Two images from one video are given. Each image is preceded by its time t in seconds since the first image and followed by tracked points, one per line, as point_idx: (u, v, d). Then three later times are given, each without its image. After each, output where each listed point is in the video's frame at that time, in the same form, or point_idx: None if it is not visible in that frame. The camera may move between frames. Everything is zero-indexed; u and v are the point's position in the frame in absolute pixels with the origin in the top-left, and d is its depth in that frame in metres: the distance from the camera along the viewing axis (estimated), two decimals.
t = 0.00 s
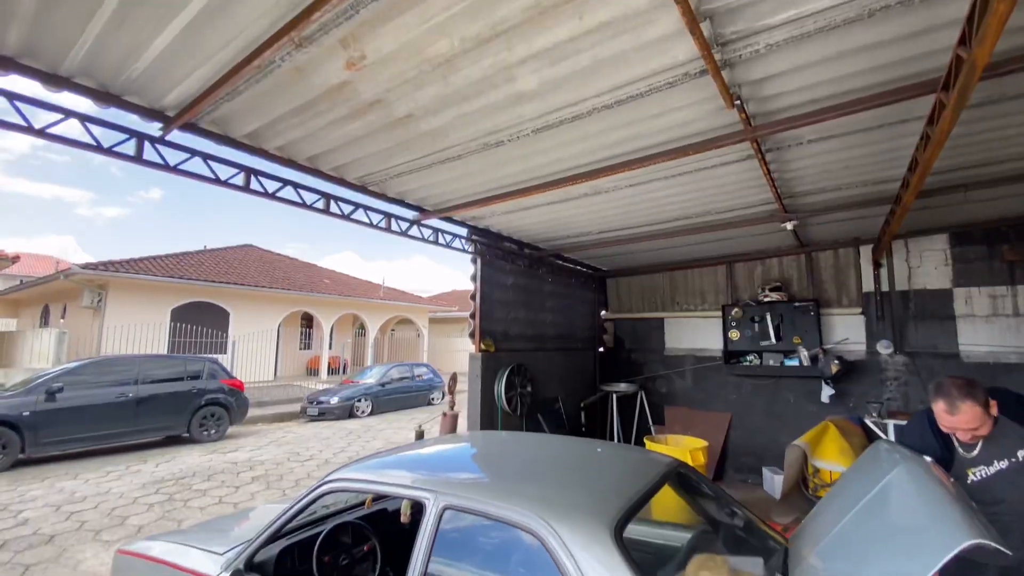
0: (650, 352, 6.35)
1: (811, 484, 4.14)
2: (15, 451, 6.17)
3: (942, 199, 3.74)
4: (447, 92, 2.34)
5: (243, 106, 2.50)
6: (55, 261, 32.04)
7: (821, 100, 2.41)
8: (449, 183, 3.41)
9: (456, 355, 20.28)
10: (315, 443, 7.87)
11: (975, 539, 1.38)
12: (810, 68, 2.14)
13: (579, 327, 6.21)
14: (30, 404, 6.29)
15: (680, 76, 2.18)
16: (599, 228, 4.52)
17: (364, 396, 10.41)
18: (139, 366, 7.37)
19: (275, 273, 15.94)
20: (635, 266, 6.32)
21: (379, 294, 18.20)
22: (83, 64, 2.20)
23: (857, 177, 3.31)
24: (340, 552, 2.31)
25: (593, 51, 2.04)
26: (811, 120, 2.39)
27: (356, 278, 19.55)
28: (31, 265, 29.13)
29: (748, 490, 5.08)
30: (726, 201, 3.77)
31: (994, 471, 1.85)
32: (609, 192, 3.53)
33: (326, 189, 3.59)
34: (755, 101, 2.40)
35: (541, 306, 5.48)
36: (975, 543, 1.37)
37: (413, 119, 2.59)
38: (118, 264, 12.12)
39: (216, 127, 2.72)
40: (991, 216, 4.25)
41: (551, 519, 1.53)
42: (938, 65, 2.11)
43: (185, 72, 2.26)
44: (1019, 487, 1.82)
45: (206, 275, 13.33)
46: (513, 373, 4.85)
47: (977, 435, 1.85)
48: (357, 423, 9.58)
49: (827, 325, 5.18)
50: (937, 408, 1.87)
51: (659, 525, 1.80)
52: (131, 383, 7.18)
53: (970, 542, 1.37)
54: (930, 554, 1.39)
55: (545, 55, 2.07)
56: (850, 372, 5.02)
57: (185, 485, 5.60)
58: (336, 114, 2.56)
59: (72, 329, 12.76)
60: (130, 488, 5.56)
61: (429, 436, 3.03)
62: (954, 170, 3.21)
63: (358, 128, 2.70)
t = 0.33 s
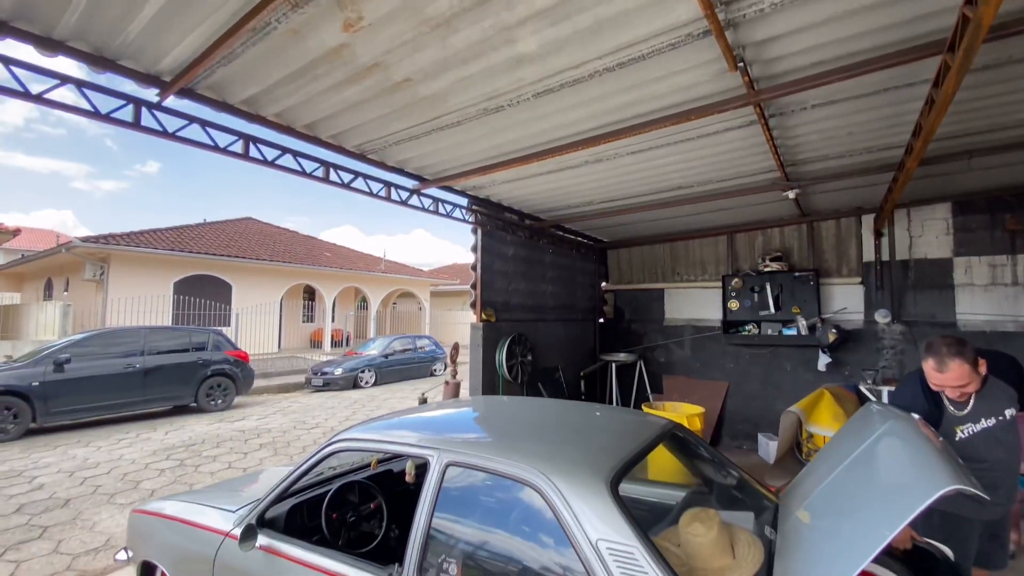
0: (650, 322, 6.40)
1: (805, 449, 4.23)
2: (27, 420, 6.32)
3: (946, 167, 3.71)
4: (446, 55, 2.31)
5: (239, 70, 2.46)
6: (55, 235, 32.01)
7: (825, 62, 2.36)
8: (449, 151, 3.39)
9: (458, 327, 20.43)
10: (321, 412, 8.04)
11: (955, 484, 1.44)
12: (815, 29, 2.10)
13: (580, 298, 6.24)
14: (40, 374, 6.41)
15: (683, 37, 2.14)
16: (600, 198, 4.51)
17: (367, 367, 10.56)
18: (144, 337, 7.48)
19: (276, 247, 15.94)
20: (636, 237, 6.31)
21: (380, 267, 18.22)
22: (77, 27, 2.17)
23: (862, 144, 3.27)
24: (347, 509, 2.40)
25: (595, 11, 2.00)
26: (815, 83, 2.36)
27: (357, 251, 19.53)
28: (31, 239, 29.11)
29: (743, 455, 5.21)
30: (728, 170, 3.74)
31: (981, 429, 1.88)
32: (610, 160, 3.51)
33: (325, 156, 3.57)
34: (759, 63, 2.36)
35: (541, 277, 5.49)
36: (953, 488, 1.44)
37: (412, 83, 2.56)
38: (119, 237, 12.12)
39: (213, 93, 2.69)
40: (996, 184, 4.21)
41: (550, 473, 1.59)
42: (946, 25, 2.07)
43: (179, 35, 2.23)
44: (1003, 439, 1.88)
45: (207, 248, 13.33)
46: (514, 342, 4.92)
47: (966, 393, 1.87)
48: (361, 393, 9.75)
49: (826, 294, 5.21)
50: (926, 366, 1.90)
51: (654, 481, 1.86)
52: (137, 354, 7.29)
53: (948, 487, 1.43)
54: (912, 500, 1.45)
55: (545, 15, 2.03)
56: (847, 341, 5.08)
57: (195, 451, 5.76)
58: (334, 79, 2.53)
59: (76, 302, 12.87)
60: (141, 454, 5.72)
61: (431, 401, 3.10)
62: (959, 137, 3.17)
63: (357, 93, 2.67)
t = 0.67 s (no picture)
0: (650, 295, 6.43)
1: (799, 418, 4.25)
2: (37, 391, 6.44)
3: (950, 135, 3.66)
4: (441, 17, 2.26)
5: (232, 35, 2.43)
6: (55, 210, 31.89)
7: (828, 24, 2.32)
8: (446, 119, 3.35)
9: (460, 302, 20.51)
10: (325, 383, 8.17)
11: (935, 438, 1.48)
12: None
13: (580, 270, 6.25)
14: (47, 346, 6.50)
15: None
16: (600, 168, 4.46)
17: (370, 340, 10.66)
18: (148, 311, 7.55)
19: (276, 221, 15.88)
20: (636, 209, 6.27)
21: (381, 242, 18.19)
22: None
23: (865, 110, 3.22)
24: (351, 471, 2.48)
25: None
26: (818, 46, 2.31)
27: (358, 225, 19.46)
28: (32, 215, 29.04)
29: (739, 424, 5.30)
30: (730, 138, 3.70)
31: (969, 389, 1.92)
32: (610, 128, 3.47)
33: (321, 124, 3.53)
34: (761, 25, 2.31)
35: (541, 249, 5.49)
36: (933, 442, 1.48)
37: (408, 47, 2.52)
38: (119, 212, 12.09)
39: (206, 59, 2.65)
40: (1001, 153, 4.16)
41: (544, 431, 1.64)
42: None
43: None
44: (988, 398, 1.92)
45: (207, 222, 13.30)
46: (514, 314, 4.96)
47: (956, 353, 1.89)
48: (363, 366, 9.88)
49: (826, 265, 5.22)
50: (919, 329, 1.93)
51: (648, 442, 1.92)
52: (142, 327, 7.36)
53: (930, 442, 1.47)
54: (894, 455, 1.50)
55: None
56: (845, 312, 5.10)
57: (202, 421, 5.89)
58: (328, 43, 2.49)
59: (79, 277, 12.93)
60: (150, 423, 5.86)
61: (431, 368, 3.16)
62: (965, 103, 3.12)
63: (352, 59, 2.63)
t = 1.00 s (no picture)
0: (649, 268, 6.43)
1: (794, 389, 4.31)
2: (44, 364, 6.54)
3: (956, 104, 3.59)
4: None
5: None
6: (55, 187, 31.79)
7: None
8: (443, 87, 3.31)
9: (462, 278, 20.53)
10: (327, 358, 8.26)
11: (912, 393, 1.50)
12: None
13: (580, 244, 6.24)
14: (52, 321, 6.58)
15: None
16: (599, 139, 4.41)
17: (372, 315, 10.72)
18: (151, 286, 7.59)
19: (276, 197, 15.80)
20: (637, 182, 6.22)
21: (382, 218, 18.12)
22: None
23: (868, 78, 3.16)
24: (352, 437, 2.55)
25: None
26: (819, 8, 2.26)
27: (358, 201, 19.36)
28: (32, 192, 28.95)
29: (735, 396, 5.37)
30: (731, 106, 3.64)
31: (956, 351, 1.94)
32: (608, 97, 3.42)
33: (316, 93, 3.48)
34: None
35: (540, 223, 5.47)
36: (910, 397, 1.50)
37: (400, 12, 2.47)
38: (118, 188, 12.05)
39: (197, 25, 2.61)
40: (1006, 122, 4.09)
41: (536, 393, 1.68)
42: None
43: None
44: (974, 361, 1.94)
45: (207, 198, 13.24)
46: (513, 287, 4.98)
47: (947, 315, 1.90)
48: (365, 341, 9.98)
49: (827, 238, 5.20)
50: (911, 290, 1.93)
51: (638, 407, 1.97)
52: (146, 302, 7.42)
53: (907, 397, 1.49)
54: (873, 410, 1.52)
55: None
56: (844, 285, 5.11)
57: (207, 393, 6.00)
58: (320, 8, 2.45)
59: (81, 253, 12.97)
60: (156, 395, 5.97)
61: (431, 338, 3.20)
62: (971, 70, 3.05)
63: (344, 24, 2.59)
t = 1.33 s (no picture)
0: (649, 244, 6.43)
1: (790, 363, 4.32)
2: (50, 340, 6.65)
3: (960, 74, 3.53)
4: None
5: None
6: (55, 165, 31.67)
7: None
8: (438, 57, 3.27)
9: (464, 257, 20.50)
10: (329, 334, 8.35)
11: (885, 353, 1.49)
12: None
13: (580, 220, 6.22)
14: (56, 297, 6.65)
15: None
16: (598, 111, 4.36)
17: (374, 293, 10.78)
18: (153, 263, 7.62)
19: (276, 174, 15.71)
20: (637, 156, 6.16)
21: (383, 196, 18.03)
22: None
23: (870, 46, 3.10)
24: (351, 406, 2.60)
25: None
26: None
27: (359, 179, 19.22)
28: (32, 170, 28.81)
29: (732, 370, 5.43)
30: (731, 77, 3.58)
31: (940, 319, 1.97)
32: (605, 67, 3.37)
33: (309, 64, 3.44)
34: None
35: (540, 198, 5.44)
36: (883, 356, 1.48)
37: None
38: (117, 165, 12.00)
39: None
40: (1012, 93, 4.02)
41: (526, 359, 1.72)
42: None
43: None
44: (957, 329, 1.97)
45: (206, 175, 13.19)
46: (512, 262, 5.00)
47: (933, 283, 1.93)
48: (367, 318, 10.05)
49: (827, 213, 5.18)
50: (899, 261, 1.96)
51: (628, 378, 2.01)
52: (149, 279, 7.48)
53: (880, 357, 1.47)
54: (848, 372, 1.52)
55: None
56: (842, 260, 5.10)
57: (212, 367, 6.10)
58: None
59: (83, 230, 13.01)
60: (162, 369, 6.09)
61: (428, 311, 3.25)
62: (976, 38, 2.99)
63: None
